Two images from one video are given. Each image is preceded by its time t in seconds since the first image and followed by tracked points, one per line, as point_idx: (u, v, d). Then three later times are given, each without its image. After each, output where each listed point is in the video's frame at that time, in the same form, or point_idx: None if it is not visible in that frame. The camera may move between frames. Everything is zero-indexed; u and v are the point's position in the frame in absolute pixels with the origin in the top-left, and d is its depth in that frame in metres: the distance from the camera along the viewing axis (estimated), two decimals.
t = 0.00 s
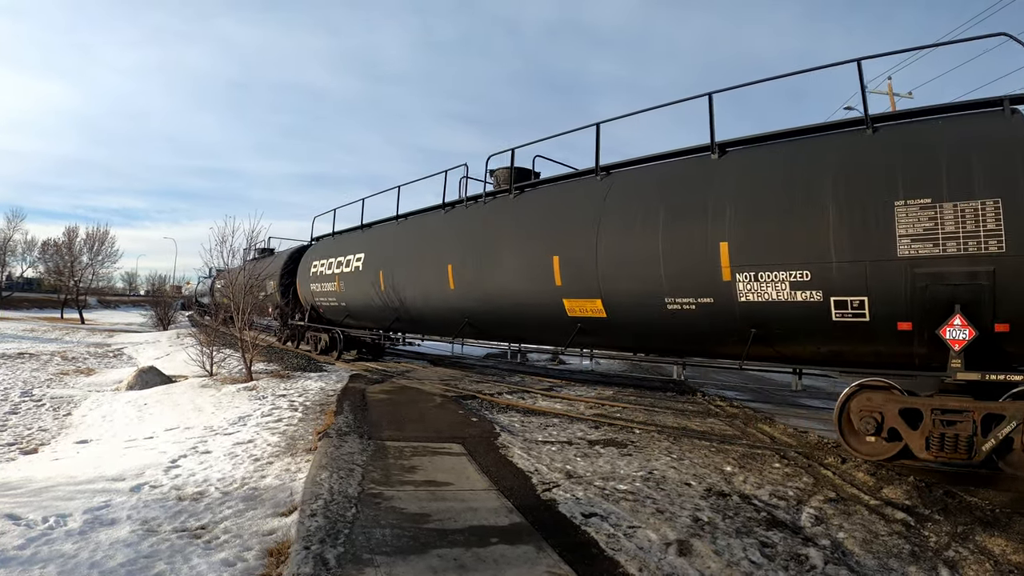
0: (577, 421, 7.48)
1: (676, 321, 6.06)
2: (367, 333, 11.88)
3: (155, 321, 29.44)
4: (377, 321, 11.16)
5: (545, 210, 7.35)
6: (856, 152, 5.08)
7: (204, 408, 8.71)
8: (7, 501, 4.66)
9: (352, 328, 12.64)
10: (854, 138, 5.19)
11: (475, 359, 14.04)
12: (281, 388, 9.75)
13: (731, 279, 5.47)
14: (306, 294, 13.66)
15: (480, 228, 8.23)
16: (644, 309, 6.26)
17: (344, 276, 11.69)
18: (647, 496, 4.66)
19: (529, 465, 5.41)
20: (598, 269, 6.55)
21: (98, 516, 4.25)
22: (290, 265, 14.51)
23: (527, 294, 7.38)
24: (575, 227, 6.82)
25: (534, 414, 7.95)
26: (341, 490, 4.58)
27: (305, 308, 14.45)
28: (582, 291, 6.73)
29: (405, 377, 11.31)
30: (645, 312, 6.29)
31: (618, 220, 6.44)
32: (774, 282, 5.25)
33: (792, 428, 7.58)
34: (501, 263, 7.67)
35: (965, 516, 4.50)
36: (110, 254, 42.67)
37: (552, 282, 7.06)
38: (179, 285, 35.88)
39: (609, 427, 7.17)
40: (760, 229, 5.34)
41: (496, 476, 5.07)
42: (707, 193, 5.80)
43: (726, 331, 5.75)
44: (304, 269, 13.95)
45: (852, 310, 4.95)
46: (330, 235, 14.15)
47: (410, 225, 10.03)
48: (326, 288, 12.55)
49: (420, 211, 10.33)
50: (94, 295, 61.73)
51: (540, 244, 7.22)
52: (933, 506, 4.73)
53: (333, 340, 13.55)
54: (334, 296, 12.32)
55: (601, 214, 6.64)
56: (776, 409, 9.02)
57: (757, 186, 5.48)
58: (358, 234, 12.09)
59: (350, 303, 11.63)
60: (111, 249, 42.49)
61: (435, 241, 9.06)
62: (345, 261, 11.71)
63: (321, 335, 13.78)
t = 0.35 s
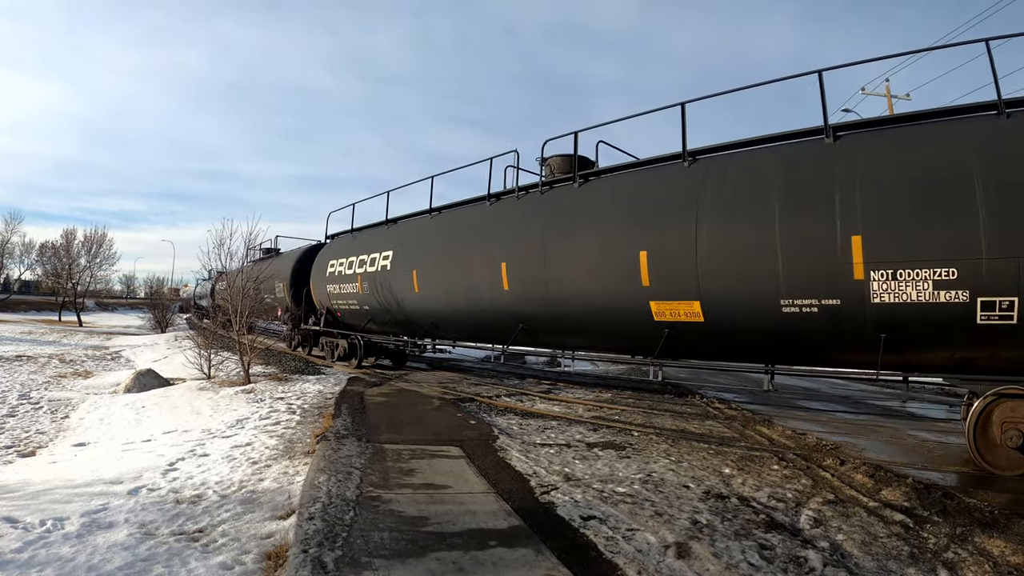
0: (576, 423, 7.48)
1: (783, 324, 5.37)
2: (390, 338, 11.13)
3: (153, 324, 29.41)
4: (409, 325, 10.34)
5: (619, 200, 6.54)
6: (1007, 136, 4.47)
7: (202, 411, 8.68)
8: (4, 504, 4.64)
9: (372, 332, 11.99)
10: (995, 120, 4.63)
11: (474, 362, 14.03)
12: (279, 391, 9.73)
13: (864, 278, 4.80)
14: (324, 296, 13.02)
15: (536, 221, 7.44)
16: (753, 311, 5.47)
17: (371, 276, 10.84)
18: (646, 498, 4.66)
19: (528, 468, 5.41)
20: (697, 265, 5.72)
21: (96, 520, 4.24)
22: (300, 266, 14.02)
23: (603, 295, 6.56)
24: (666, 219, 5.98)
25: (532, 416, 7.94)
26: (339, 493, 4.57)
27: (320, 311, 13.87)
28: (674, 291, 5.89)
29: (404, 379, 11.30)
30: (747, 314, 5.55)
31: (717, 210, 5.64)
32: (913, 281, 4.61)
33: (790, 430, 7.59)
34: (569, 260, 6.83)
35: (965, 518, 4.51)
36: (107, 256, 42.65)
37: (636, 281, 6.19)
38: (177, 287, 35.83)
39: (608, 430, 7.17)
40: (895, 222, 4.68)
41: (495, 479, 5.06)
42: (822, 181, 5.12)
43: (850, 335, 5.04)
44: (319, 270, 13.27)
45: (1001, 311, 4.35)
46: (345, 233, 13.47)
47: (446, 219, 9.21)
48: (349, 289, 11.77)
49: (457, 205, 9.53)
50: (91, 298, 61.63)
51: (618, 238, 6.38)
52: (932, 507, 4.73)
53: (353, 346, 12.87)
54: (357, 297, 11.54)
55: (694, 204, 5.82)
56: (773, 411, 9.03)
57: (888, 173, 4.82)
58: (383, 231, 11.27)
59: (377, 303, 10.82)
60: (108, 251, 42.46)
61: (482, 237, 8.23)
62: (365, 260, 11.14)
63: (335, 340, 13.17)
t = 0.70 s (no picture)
0: (577, 425, 7.47)
1: (920, 329, 4.59)
2: (424, 345, 10.22)
3: (156, 326, 29.54)
4: (446, 327, 9.28)
5: (722, 185, 5.60)
6: None
7: (203, 413, 8.70)
8: (6, 506, 4.65)
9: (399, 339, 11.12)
10: None
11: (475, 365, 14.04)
12: (281, 393, 9.75)
13: None
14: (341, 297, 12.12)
15: (603, 214, 6.57)
16: (890, 311, 4.65)
17: (403, 274, 9.80)
18: (647, 501, 4.66)
19: (529, 470, 5.41)
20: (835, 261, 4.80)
21: (98, 521, 4.25)
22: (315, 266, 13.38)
23: (705, 295, 5.56)
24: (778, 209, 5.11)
25: (534, 418, 7.94)
26: (341, 495, 4.57)
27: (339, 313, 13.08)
28: (804, 290, 4.96)
29: (405, 381, 11.31)
30: (877, 318, 4.74)
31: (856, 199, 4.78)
32: None
33: (792, 432, 7.58)
34: (663, 254, 5.84)
35: (966, 519, 4.51)
36: (110, 258, 42.79)
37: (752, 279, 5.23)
38: (179, 289, 35.86)
39: (609, 432, 7.16)
40: None
41: (496, 482, 5.05)
42: (968, 165, 4.38)
43: (1002, 337, 4.31)
44: (338, 269, 12.35)
45: None
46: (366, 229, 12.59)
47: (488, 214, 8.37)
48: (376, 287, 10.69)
49: (506, 195, 8.54)
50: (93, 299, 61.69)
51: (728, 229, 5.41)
52: (935, 509, 4.73)
53: (380, 352, 11.86)
54: (382, 296, 10.51)
55: (819, 191, 4.97)
56: (775, 413, 9.03)
57: None
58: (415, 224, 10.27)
59: (404, 305, 9.92)
60: (111, 253, 42.61)
61: (545, 229, 7.21)
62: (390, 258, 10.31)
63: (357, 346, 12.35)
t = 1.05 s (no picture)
0: (577, 425, 7.48)
1: None
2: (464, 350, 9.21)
3: (156, 325, 29.54)
4: (492, 327, 8.30)
5: (853, 169, 4.89)
6: None
7: (203, 412, 8.70)
8: (6, 505, 4.65)
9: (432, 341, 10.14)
10: None
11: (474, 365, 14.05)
12: (281, 392, 9.75)
13: None
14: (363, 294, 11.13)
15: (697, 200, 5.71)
16: None
17: (443, 268, 8.79)
18: (647, 500, 4.66)
19: (529, 470, 5.41)
20: (993, 257, 4.18)
21: (98, 520, 4.25)
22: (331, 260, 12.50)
23: (833, 290, 4.84)
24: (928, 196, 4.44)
25: (534, 418, 7.95)
26: (341, 494, 4.58)
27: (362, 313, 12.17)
28: (948, 287, 4.36)
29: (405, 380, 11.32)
30: None
31: (1012, 183, 4.19)
32: None
33: (792, 432, 7.58)
34: (783, 245, 5.04)
35: (966, 519, 4.51)
36: (110, 257, 42.76)
37: (889, 275, 4.57)
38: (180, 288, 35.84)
39: (609, 431, 7.16)
40: None
41: (496, 481, 5.05)
42: None
43: None
44: (361, 264, 11.34)
45: None
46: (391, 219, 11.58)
47: (547, 203, 7.49)
48: (409, 284, 9.62)
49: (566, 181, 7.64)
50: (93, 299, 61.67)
51: (862, 217, 4.72)
52: (934, 509, 4.73)
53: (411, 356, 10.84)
54: (416, 294, 9.51)
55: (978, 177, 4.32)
56: (774, 413, 9.04)
57: None
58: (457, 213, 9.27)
59: (443, 305, 8.92)
60: (111, 253, 42.59)
61: (626, 217, 6.32)
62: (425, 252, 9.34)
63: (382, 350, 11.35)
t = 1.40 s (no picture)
0: (579, 425, 7.47)
1: None
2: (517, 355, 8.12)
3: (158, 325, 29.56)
4: (556, 329, 7.27)
5: None
6: None
7: (205, 411, 8.71)
8: (9, 504, 4.67)
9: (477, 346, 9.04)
10: None
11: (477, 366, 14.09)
12: (283, 392, 9.76)
13: None
14: (397, 294, 10.01)
15: (828, 185, 4.84)
16: None
17: (496, 262, 7.67)
18: (649, 500, 4.65)
19: (531, 469, 5.41)
20: None
21: (101, 519, 4.26)
22: (357, 256, 11.66)
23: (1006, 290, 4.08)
24: None
25: (536, 418, 7.95)
26: (343, 493, 4.58)
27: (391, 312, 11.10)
28: None
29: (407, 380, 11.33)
30: None
31: None
32: None
33: (794, 432, 7.58)
34: (945, 237, 4.25)
35: (968, 520, 4.50)
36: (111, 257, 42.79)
37: None
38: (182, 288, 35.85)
39: (611, 431, 7.16)
40: None
41: (498, 481, 5.05)
42: None
43: None
44: (393, 259, 10.22)
45: None
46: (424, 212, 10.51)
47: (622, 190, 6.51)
48: (454, 280, 8.46)
49: (645, 163, 6.64)
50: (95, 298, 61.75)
51: None
52: (936, 509, 4.73)
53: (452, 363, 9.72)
54: (463, 293, 8.34)
55: None
56: (776, 413, 9.03)
57: None
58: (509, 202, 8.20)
59: (496, 306, 7.80)
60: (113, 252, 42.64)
61: (728, 204, 5.37)
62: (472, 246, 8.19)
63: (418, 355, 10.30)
